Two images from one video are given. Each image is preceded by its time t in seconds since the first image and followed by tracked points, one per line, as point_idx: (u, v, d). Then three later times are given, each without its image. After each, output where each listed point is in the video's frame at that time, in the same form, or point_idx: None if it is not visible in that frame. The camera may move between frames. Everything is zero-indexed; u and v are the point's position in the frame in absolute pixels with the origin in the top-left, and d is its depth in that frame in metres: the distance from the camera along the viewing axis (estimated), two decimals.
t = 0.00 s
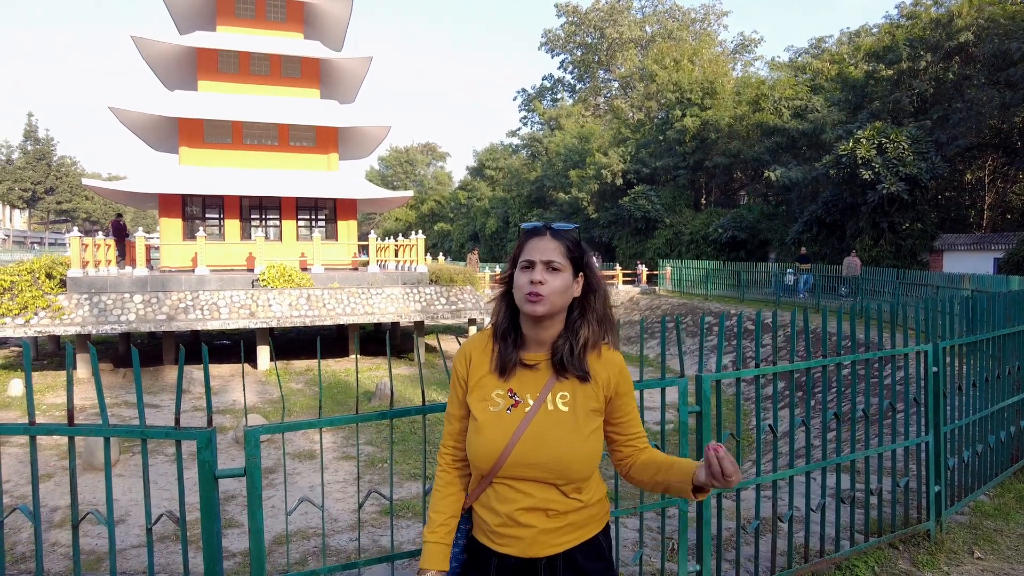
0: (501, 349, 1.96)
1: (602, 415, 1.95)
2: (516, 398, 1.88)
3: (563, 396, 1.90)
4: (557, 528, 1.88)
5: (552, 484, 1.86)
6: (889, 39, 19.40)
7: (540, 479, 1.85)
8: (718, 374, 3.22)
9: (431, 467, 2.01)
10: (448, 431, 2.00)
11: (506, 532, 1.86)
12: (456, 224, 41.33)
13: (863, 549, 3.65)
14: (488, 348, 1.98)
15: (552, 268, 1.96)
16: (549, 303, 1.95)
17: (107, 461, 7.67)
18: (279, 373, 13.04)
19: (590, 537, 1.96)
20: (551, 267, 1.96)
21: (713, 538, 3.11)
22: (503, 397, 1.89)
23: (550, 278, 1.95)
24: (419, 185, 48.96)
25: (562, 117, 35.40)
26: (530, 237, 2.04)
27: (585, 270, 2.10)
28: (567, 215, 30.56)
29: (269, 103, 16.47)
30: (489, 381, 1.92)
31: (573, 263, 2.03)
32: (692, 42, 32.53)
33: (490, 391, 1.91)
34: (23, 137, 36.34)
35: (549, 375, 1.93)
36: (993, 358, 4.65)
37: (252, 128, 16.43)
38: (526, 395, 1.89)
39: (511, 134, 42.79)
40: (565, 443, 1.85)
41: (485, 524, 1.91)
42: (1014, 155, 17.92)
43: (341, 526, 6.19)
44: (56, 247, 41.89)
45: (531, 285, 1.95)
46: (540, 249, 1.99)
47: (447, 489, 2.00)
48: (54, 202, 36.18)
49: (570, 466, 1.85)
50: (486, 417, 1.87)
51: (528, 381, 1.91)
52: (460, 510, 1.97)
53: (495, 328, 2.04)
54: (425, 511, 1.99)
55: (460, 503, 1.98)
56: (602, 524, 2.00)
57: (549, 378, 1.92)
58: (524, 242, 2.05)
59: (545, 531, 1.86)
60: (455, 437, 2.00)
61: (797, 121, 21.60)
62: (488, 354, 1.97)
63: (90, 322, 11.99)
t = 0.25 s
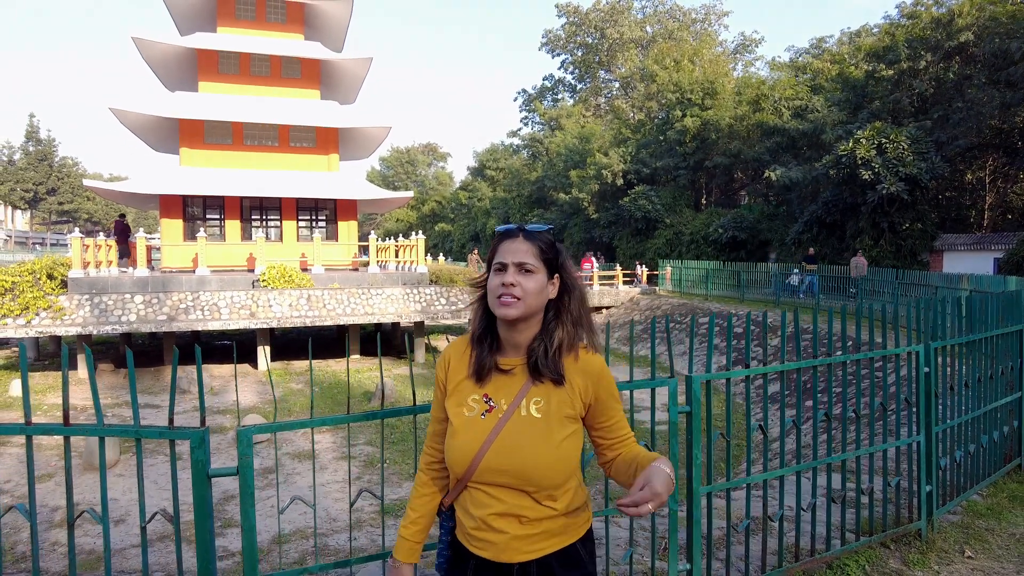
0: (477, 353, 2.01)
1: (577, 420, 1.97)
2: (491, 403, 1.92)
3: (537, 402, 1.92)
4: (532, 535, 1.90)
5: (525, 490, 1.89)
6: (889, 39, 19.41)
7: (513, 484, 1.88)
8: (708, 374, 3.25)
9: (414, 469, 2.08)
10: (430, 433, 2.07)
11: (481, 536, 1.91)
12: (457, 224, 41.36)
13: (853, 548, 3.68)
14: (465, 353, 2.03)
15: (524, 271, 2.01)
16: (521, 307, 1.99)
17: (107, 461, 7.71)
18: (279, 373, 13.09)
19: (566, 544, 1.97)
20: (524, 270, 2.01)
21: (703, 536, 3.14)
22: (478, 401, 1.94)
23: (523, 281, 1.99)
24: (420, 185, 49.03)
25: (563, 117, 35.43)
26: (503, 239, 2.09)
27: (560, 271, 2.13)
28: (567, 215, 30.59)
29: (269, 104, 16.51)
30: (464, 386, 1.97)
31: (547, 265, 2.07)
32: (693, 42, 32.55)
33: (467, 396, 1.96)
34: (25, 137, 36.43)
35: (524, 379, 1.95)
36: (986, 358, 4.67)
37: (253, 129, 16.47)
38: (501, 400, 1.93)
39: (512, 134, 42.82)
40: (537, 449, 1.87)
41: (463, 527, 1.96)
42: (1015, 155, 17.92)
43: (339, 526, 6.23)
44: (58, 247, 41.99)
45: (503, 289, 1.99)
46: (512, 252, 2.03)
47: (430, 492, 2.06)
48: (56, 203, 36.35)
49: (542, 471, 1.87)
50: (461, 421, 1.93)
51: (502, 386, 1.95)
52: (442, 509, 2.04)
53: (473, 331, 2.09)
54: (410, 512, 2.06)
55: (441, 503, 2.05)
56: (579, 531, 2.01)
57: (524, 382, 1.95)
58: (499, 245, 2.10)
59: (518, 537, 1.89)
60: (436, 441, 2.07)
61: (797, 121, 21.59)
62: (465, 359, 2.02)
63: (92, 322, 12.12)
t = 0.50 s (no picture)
0: (455, 360, 2.07)
1: (550, 429, 2.03)
2: (465, 410, 1.99)
3: (511, 411, 1.98)
4: (501, 542, 1.96)
5: (496, 497, 1.95)
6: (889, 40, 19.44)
7: (484, 491, 1.94)
8: (693, 377, 3.31)
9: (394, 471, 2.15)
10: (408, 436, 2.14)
11: (452, 541, 1.97)
12: (458, 225, 41.42)
13: (839, 548, 3.73)
14: (443, 359, 2.10)
15: (502, 282, 2.07)
16: (497, 316, 2.05)
17: (107, 462, 7.78)
18: (279, 375, 13.16)
19: (536, 551, 2.02)
20: (501, 279, 2.07)
21: (688, 535, 3.20)
22: (454, 408, 2.00)
23: (500, 292, 2.05)
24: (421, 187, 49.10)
25: (563, 118, 35.48)
26: (482, 248, 2.15)
27: (538, 281, 2.19)
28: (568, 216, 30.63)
29: (269, 107, 16.59)
30: (441, 393, 2.04)
31: (525, 276, 2.13)
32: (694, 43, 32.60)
33: (443, 402, 2.02)
34: (27, 140, 36.52)
35: (498, 388, 2.01)
36: (974, 359, 4.72)
37: (253, 131, 16.55)
38: (475, 408, 1.99)
39: (513, 136, 42.87)
40: (510, 457, 1.93)
41: (435, 531, 2.03)
42: (1015, 156, 17.93)
43: (336, 526, 6.29)
44: (60, 249, 42.09)
45: (481, 299, 2.05)
46: (490, 262, 2.09)
47: (407, 494, 2.14)
48: (58, 205, 36.39)
49: (512, 480, 1.92)
50: (436, 427, 2.00)
51: (478, 394, 2.00)
52: (417, 511, 2.10)
53: (452, 339, 2.15)
54: (388, 513, 2.14)
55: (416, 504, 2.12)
56: (549, 538, 2.07)
57: (499, 391, 2.01)
58: (478, 255, 2.16)
59: (488, 543, 1.95)
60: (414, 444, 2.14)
61: (797, 122, 21.59)
62: (443, 366, 2.09)
63: (93, 324, 12.25)
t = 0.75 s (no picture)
0: (435, 362, 2.13)
1: (526, 434, 2.09)
2: (444, 413, 2.05)
3: (490, 415, 2.04)
4: (475, 543, 2.03)
5: (472, 500, 2.02)
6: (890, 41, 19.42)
7: (460, 494, 2.00)
8: (677, 378, 3.38)
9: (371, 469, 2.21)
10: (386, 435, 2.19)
11: (427, 541, 2.04)
12: (461, 227, 41.48)
13: (827, 546, 3.78)
14: (423, 361, 2.15)
15: (487, 288, 2.12)
16: (481, 322, 2.10)
17: (109, 463, 7.85)
18: (282, 376, 13.24)
19: (510, 551, 2.10)
20: (486, 286, 2.13)
21: (673, 532, 3.27)
22: (432, 410, 2.07)
23: (485, 298, 2.11)
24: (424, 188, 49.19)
25: (566, 120, 35.53)
26: (469, 252, 2.20)
27: (522, 288, 2.25)
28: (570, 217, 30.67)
29: (272, 109, 16.69)
30: (420, 395, 2.09)
31: (509, 283, 2.19)
32: (696, 45, 32.63)
33: (422, 404, 2.08)
34: (32, 142, 36.70)
35: (477, 392, 2.07)
36: (962, 360, 4.76)
37: (256, 134, 16.66)
38: (454, 411, 2.05)
39: (515, 137, 42.93)
40: (487, 461, 2.00)
41: (411, 531, 2.09)
42: (1017, 156, 17.93)
43: (336, 526, 6.35)
44: (65, 251, 42.25)
45: (466, 304, 2.11)
46: (476, 267, 2.14)
47: (383, 492, 2.19)
48: (63, 207, 36.56)
49: (488, 484, 1.99)
50: (414, 429, 2.06)
51: (457, 397, 2.06)
52: (393, 510, 2.16)
53: (433, 340, 2.20)
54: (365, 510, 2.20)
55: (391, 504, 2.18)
56: (523, 539, 2.14)
57: (478, 395, 2.07)
58: (464, 259, 2.21)
59: (462, 545, 2.02)
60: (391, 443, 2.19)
61: (798, 123, 21.50)
62: (423, 368, 2.14)
63: (97, 326, 12.39)
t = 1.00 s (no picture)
0: (431, 363, 2.17)
1: (519, 436, 2.16)
2: (440, 413, 2.10)
3: (485, 416, 2.10)
4: (469, 541, 2.09)
5: (467, 498, 2.08)
6: (897, 41, 19.34)
7: (456, 493, 2.06)
8: (673, 377, 3.42)
9: (361, 468, 2.24)
10: (377, 436, 2.22)
11: (421, 539, 2.08)
12: (467, 227, 41.59)
13: (822, 545, 3.82)
14: (418, 361, 2.19)
15: (486, 290, 2.18)
16: (480, 324, 2.16)
17: (117, 461, 7.95)
18: (288, 376, 13.36)
19: (500, 548, 2.17)
20: (486, 288, 2.18)
21: (669, 530, 3.30)
22: (428, 410, 2.11)
23: (484, 300, 2.16)
24: (430, 189, 49.34)
25: (571, 120, 35.57)
26: (468, 254, 2.25)
27: (518, 292, 2.31)
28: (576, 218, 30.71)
29: (278, 111, 16.80)
30: (415, 395, 2.13)
31: (506, 285, 2.25)
32: (702, 45, 32.62)
33: (417, 404, 2.12)
34: (43, 143, 37.01)
35: (474, 393, 2.13)
36: (960, 361, 4.77)
37: (263, 135, 16.79)
38: (450, 411, 2.10)
39: (521, 138, 43.00)
40: (483, 461, 2.06)
41: (403, 530, 2.13)
42: None
43: (341, 524, 6.42)
44: (74, 252, 42.61)
45: (465, 306, 2.15)
46: (476, 269, 2.20)
47: (373, 491, 2.23)
48: (73, 208, 36.92)
49: (484, 483, 2.06)
50: (410, 430, 2.09)
51: (453, 398, 2.12)
52: (383, 508, 2.20)
53: (428, 341, 2.24)
54: (354, 509, 2.23)
55: (381, 503, 2.22)
56: (514, 537, 2.22)
57: (475, 395, 2.12)
58: (462, 261, 2.25)
59: (456, 544, 2.08)
60: (383, 443, 2.23)
61: (804, 124, 21.42)
62: (417, 368, 2.18)
63: (106, 325, 12.52)
